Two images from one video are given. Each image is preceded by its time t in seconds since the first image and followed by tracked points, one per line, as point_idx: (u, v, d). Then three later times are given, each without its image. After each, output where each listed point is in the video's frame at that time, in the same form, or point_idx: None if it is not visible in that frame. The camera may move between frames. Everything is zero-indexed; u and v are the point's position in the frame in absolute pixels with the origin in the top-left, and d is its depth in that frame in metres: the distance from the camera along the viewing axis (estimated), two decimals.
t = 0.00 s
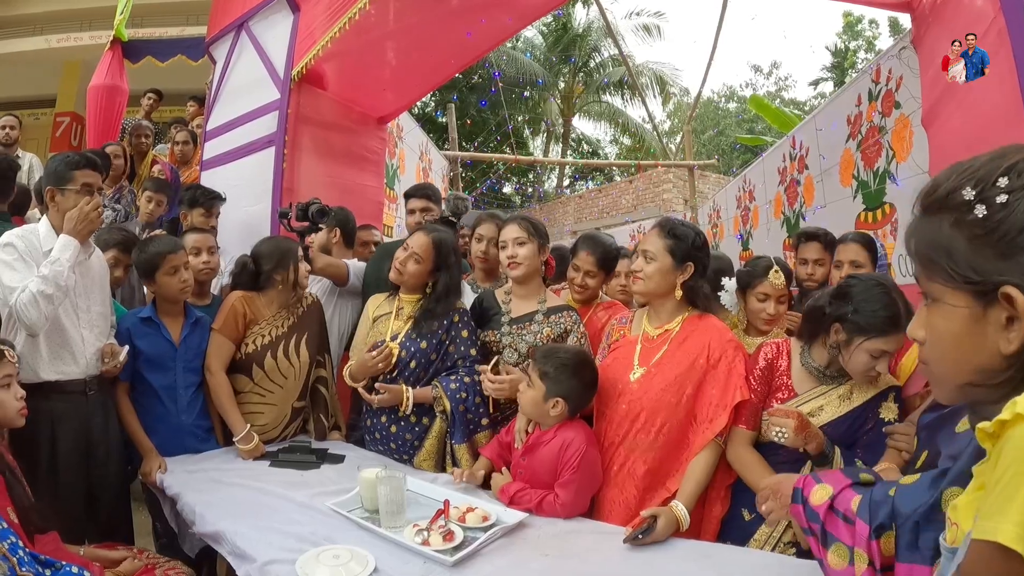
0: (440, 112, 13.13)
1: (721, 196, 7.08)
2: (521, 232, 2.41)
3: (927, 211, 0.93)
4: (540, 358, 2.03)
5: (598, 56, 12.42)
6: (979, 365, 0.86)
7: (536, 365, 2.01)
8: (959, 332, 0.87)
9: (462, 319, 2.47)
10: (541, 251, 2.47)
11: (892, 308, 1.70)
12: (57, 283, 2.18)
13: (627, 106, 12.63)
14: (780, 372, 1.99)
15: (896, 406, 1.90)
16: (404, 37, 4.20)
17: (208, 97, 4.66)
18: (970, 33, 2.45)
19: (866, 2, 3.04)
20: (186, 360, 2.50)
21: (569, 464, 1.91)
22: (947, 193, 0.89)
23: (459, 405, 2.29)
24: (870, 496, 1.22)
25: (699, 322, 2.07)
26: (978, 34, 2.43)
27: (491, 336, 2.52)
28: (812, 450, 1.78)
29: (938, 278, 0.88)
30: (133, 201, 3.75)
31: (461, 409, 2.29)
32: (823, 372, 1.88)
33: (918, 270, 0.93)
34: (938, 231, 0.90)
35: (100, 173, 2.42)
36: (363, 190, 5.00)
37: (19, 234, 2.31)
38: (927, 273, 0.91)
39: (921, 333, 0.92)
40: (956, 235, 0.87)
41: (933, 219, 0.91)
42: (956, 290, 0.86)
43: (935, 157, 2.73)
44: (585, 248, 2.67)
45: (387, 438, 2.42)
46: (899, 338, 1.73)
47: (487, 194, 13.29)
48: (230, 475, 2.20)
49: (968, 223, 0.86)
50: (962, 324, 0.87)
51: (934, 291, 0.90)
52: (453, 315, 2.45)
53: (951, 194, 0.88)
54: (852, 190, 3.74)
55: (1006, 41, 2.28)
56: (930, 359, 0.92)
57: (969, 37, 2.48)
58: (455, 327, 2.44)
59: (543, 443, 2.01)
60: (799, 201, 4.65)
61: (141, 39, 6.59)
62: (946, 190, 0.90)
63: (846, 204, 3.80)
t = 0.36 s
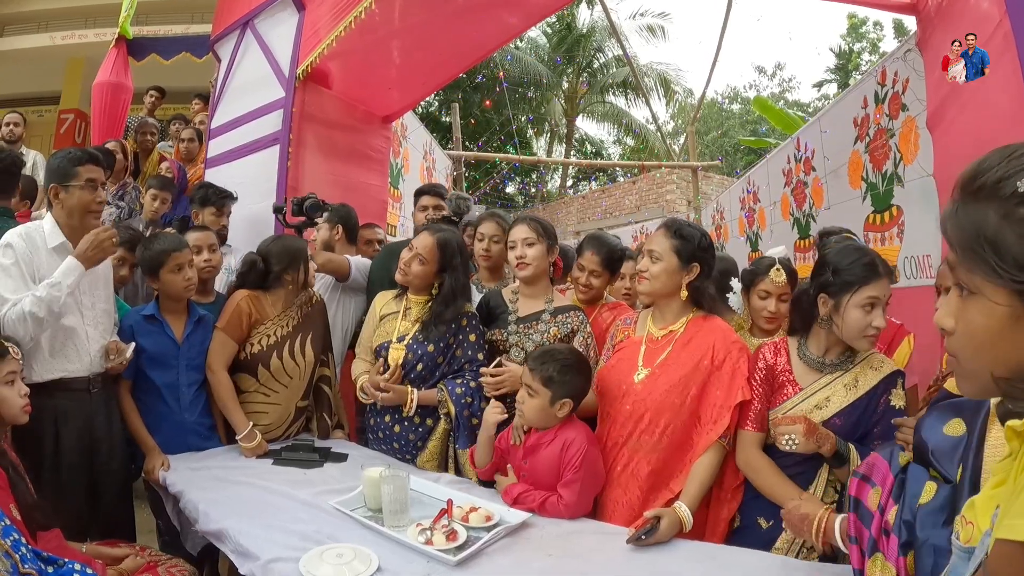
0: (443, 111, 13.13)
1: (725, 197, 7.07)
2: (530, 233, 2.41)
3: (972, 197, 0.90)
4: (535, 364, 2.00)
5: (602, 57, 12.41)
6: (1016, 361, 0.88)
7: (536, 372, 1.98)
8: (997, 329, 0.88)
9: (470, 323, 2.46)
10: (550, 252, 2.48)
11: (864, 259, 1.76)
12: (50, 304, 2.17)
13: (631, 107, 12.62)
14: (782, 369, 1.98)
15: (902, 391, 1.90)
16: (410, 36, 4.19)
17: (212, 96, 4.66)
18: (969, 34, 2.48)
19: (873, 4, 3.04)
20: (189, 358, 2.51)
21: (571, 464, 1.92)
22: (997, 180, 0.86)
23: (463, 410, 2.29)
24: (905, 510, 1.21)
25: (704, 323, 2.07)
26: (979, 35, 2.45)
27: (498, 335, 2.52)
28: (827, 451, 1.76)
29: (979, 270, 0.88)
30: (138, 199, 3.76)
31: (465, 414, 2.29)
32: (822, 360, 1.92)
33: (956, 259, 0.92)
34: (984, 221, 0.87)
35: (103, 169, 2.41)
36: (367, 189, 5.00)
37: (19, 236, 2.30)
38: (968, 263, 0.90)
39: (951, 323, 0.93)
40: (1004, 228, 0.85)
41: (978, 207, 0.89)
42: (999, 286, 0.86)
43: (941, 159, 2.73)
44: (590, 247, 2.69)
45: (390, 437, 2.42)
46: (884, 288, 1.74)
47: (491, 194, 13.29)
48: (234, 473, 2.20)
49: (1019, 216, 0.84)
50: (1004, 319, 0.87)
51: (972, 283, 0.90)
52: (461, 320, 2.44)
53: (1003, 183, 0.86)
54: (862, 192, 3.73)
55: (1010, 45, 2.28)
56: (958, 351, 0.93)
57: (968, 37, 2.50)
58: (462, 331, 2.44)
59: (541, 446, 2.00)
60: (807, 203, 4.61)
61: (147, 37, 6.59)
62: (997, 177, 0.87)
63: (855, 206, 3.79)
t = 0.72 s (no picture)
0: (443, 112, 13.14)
1: (723, 198, 7.08)
2: (530, 235, 2.42)
3: (941, 204, 0.89)
4: (526, 369, 2.00)
5: (601, 57, 12.42)
6: (997, 371, 0.86)
7: (528, 377, 1.98)
8: (975, 338, 0.86)
9: (467, 320, 2.46)
10: (550, 254, 2.48)
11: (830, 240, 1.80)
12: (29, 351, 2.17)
13: (630, 108, 12.63)
14: (769, 370, 1.96)
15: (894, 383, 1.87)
16: (409, 37, 4.20)
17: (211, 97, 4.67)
18: (970, 33, 2.48)
19: (872, 5, 3.04)
20: (188, 358, 2.51)
21: (563, 467, 1.92)
22: (968, 186, 0.85)
23: (461, 408, 2.29)
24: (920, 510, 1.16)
25: (702, 324, 2.07)
26: (979, 35, 2.45)
27: (495, 336, 2.53)
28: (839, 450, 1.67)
29: (954, 278, 0.87)
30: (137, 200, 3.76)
31: (463, 412, 2.29)
32: (807, 356, 1.91)
33: (928, 270, 0.91)
34: (957, 228, 0.86)
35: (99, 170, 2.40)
36: (366, 190, 5.01)
37: (14, 244, 2.26)
38: (941, 272, 0.88)
39: (925, 336, 0.92)
40: (977, 235, 0.84)
41: (950, 214, 0.87)
42: (976, 294, 0.85)
43: (939, 160, 2.73)
44: (590, 244, 2.71)
45: (390, 438, 2.42)
46: (853, 267, 1.77)
47: (490, 195, 13.30)
48: (232, 474, 2.20)
49: (991, 222, 0.83)
50: (981, 329, 0.86)
51: (946, 293, 0.89)
52: (458, 316, 2.44)
53: (974, 188, 0.84)
54: (856, 193, 3.74)
55: (1008, 45, 2.28)
56: (935, 363, 0.92)
57: (969, 37, 2.50)
58: (459, 328, 2.44)
59: (530, 451, 2.00)
60: (801, 204, 4.66)
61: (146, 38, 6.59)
62: (967, 182, 0.85)
63: (848, 207, 3.81)
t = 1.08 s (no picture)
0: (444, 113, 13.15)
1: (724, 199, 7.09)
2: (528, 236, 2.42)
3: (903, 228, 0.88)
4: (512, 372, 2.00)
5: (602, 59, 12.42)
6: (974, 388, 0.81)
7: (514, 380, 1.98)
8: (948, 356, 0.82)
9: (466, 316, 2.48)
10: (548, 255, 2.49)
11: (820, 240, 1.82)
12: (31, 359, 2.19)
13: (631, 109, 12.64)
14: (760, 370, 1.95)
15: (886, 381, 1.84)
16: (410, 39, 4.21)
17: (212, 98, 4.68)
18: (970, 34, 2.48)
19: (872, 6, 3.05)
20: (191, 359, 2.52)
21: (559, 470, 1.92)
22: (925, 206, 0.85)
23: (465, 401, 2.31)
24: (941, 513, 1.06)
25: (701, 325, 2.08)
26: (979, 35, 2.45)
27: (494, 337, 2.54)
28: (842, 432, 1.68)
29: (921, 298, 0.84)
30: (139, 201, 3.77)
31: (467, 404, 2.31)
32: (800, 356, 1.90)
33: (897, 294, 0.89)
34: (919, 248, 0.85)
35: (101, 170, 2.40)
36: (367, 191, 5.01)
37: (15, 246, 2.27)
38: (908, 294, 0.86)
39: (902, 360, 0.88)
40: (938, 252, 0.82)
41: (911, 236, 0.86)
42: (943, 311, 0.81)
43: (939, 160, 2.73)
44: (590, 242, 2.77)
45: (391, 437, 2.43)
46: (845, 264, 1.79)
47: (492, 196, 13.31)
48: (234, 474, 2.20)
49: (951, 238, 0.81)
50: (952, 348, 0.82)
51: (915, 314, 0.86)
52: (458, 313, 2.46)
53: (931, 207, 0.84)
54: (855, 194, 3.74)
55: (1009, 46, 2.28)
56: (914, 386, 0.87)
57: (969, 37, 2.50)
58: (459, 325, 2.45)
59: (525, 454, 2.00)
60: (800, 204, 4.67)
61: (148, 39, 6.61)
62: (924, 202, 0.85)
63: (848, 207, 3.81)
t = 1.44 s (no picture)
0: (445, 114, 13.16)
1: (725, 199, 7.09)
2: (525, 238, 2.43)
3: (887, 232, 0.88)
4: (511, 371, 2.01)
5: (602, 60, 12.43)
6: (958, 393, 0.81)
7: (513, 379, 1.99)
8: (930, 361, 0.82)
9: (462, 314, 2.49)
10: (546, 256, 2.49)
11: (814, 257, 1.83)
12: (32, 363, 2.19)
13: (632, 109, 12.64)
14: (758, 369, 1.97)
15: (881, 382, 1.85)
16: (410, 40, 4.22)
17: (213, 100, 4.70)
18: (970, 34, 2.49)
19: (871, 7, 3.05)
20: (193, 360, 2.53)
21: (558, 470, 1.93)
22: (908, 210, 0.85)
23: (463, 400, 2.32)
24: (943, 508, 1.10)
25: (697, 325, 2.08)
26: (979, 35, 2.46)
27: (492, 338, 2.54)
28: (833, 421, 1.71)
29: (904, 304, 0.84)
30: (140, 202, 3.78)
31: (465, 403, 2.32)
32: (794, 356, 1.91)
33: (881, 298, 0.89)
34: (902, 253, 0.85)
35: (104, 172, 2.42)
36: (368, 192, 5.02)
37: (17, 248, 2.27)
38: (892, 299, 0.86)
39: (887, 361, 0.88)
40: (922, 258, 0.83)
41: (894, 241, 0.86)
42: (926, 317, 0.81)
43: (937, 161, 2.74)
44: (582, 240, 2.80)
45: (392, 437, 2.43)
46: (830, 288, 1.80)
47: (492, 197, 13.32)
48: (234, 474, 2.21)
49: (934, 244, 0.82)
50: (935, 352, 0.82)
51: (899, 319, 0.86)
52: (453, 312, 2.48)
53: (914, 212, 0.84)
54: (853, 194, 3.74)
55: (1008, 47, 2.28)
56: (898, 389, 0.88)
57: (969, 37, 2.51)
58: (455, 323, 2.47)
59: (524, 455, 2.00)
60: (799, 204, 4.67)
61: (149, 40, 6.62)
62: (907, 207, 0.85)
63: (847, 208, 3.81)
